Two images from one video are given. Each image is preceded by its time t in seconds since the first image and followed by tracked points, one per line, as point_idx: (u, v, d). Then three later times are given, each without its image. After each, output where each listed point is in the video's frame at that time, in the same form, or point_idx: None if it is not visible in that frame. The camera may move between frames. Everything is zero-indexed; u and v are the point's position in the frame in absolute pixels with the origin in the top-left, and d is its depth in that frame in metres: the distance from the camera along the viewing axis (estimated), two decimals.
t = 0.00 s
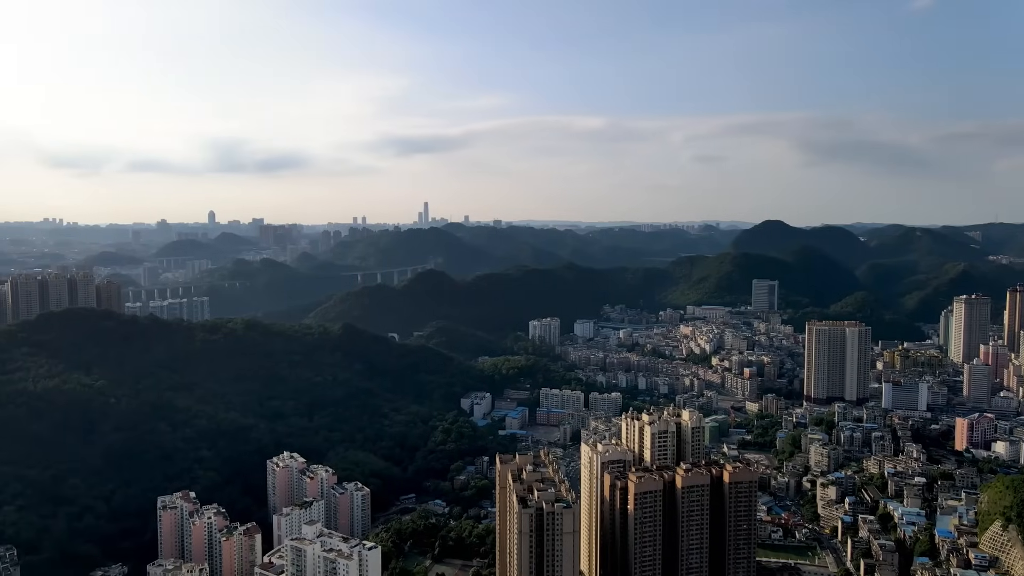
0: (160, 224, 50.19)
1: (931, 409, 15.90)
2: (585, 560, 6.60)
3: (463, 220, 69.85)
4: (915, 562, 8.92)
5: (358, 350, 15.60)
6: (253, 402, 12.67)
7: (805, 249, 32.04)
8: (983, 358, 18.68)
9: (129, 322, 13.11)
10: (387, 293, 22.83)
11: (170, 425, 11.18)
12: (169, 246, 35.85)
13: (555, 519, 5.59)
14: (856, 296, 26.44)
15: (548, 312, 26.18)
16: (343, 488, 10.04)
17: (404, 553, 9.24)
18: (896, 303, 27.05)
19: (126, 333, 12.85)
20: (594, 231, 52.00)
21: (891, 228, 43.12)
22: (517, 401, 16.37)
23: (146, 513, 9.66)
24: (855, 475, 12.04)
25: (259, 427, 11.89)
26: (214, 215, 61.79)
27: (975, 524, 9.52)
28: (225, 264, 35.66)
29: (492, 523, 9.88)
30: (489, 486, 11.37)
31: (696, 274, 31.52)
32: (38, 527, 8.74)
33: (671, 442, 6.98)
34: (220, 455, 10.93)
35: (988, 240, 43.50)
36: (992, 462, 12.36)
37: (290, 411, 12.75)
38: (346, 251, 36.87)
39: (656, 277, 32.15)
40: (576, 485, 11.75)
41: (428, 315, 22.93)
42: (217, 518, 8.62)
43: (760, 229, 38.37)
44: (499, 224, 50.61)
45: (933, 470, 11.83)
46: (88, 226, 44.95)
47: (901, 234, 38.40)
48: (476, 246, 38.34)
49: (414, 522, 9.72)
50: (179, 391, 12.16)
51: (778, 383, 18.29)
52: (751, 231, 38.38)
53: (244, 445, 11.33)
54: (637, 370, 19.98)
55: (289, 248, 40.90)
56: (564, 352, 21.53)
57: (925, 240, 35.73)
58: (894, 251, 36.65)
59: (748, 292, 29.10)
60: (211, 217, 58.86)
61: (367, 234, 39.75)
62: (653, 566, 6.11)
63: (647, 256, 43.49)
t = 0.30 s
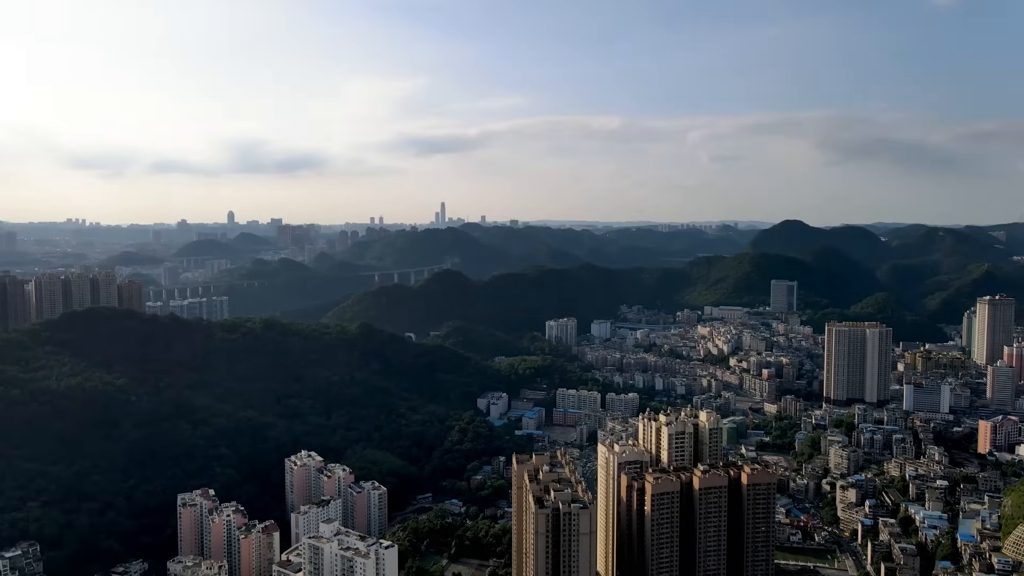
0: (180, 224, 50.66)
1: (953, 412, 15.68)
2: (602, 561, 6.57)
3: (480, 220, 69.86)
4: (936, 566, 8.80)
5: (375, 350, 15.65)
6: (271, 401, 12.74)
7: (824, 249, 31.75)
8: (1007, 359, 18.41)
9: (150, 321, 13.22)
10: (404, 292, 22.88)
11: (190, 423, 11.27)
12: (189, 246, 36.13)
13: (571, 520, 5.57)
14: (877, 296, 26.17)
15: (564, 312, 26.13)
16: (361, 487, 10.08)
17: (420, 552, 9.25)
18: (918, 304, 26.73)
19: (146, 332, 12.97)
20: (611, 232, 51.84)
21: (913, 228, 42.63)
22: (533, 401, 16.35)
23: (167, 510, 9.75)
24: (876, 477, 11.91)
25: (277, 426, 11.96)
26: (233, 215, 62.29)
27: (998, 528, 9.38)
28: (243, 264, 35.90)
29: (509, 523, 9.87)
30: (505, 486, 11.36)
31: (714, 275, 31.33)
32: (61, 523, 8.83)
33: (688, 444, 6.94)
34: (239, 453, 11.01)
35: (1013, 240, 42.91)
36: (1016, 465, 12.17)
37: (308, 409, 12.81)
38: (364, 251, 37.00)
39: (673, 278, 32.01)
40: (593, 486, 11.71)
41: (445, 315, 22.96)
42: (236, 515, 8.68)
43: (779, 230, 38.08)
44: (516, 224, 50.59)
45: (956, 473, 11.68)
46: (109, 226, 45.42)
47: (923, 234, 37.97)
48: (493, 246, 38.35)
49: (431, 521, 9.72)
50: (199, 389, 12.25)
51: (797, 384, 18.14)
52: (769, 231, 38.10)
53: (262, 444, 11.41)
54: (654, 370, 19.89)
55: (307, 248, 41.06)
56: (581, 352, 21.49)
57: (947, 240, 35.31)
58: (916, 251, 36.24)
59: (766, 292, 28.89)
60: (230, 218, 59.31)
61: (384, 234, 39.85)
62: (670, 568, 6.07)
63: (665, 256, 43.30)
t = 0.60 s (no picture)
0: (200, 225, 51.14)
1: (977, 414, 15.42)
2: (618, 562, 6.54)
3: (498, 220, 69.94)
4: (959, 570, 8.68)
5: (393, 349, 15.69)
6: (290, 400, 12.81)
7: (845, 249, 31.44)
8: None
9: (171, 320, 13.33)
10: (422, 292, 22.91)
11: (209, 421, 11.35)
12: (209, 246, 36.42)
13: (588, 520, 5.55)
14: (898, 297, 25.88)
15: (581, 313, 26.06)
16: (378, 486, 10.10)
17: (437, 551, 9.25)
18: (941, 304, 26.38)
19: (167, 330, 13.09)
20: (628, 231, 51.64)
21: (936, 228, 42.09)
22: (550, 401, 16.32)
23: (187, 507, 9.83)
24: (897, 480, 11.76)
25: (295, 424, 12.02)
26: (252, 215, 62.75)
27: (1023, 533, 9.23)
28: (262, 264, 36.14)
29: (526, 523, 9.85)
30: (522, 486, 11.34)
31: (732, 275, 31.12)
32: (83, 519, 8.92)
33: (706, 445, 6.88)
34: (258, 452, 11.07)
35: None
36: None
37: (325, 408, 12.86)
38: (381, 251, 37.12)
39: (691, 278, 31.84)
40: (610, 487, 11.67)
41: (462, 314, 22.96)
42: (255, 513, 8.73)
43: (799, 229, 37.76)
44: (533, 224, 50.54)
45: (979, 477, 11.51)
46: (130, 226, 45.91)
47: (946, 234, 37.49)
48: (510, 246, 38.33)
49: (448, 521, 9.72)
50: (218, 388, 12.35)
51: (817, 385, 17.96)
52: (789, 232, 37.80)
53: (281, 442, 11.47)
54: (672, 371, 19.79)
55: (325, 248, 41.31)
56: (598, 353, 21.43)
57: (970, 240, 34.86)
58: (938, 251, 35.82)
59: (785, 293, 28.66)
60: (249, 218, 59.85)
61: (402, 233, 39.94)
62: (688, 570, 6.02)
63: (682, 256, 43.07)
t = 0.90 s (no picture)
0: (220, 225, 51.60)
1: (1001, 417, 15.11)
2: (636, 564, 6.50)
3: (515, 220, 69.91)
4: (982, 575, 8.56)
5: (410, 348, 15.72)
6: (308, 399, 12.87)
7: (866, 249, 31.10)
8: None
9: (191, 319, 13.44)
10: (439, 292, 22.94)
11: (229, 419, 11.43)
12: (228, 246, 36.70)
13: (605, 521, 5.52)
14: (920, 297, 25.58)
15: (599, 313, 25.98)
16: (395, 485, 10.11)
17: (454, 551, 9.25)
18: (965, 306, 26.01)
19: (187, 329, 13.20)
20: (646, 231, 51.42)
21: (960, 228, 41.53)
22: (567, 401, 16.28)
23: (207, 504, 9.90)
24: (919, 483, 11.61)
25: (314, 423, 12.07)
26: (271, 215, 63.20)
27: None
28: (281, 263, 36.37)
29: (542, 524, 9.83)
30: (539, 486, 11.30)
31: (751, 276, 30.90)
32: (105, 515, 9.01)
33: (724, 446, 6.82)
34: (276, 450, 11.13)
35: None
36: None
37: (343, 408, 12.90)
38: (398, 251, 37.23)
39: (709, 279, 31.66)
40: (627, 488, 11.61)
41: (479, 314, 22.97)
42: (274, 511, 8.78)
43: (819, 230, 37.43)
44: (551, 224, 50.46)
45: (1003, 481, 11.34)
46: (151, 226, 46.39)
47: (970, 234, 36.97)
48: (527, 246, 38.30)
49: (464, 520, 9.71)
50: (238, 387, 12.43)
51: (837, 387, 17.78)
52: (809, 232, 37.47)
53: (299, 440, 11.53)
54: (690, 372, 19.67)
55: (343, 248, 41.48)
56: (616, 353, 21.36)
57: (995, 240, 34.35)
58: (961, 252, 35.35)
59: (805, 293, 28.41)
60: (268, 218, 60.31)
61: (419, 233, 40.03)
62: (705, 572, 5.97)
63: (700, 257, 42.82)
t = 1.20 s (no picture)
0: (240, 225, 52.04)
1: None
2: (653, 565, 6.46)
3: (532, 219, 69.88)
4: None
5: (427, 348, 15.75)
6: (326, 398, 12.92)
7: (887, 250, 30.76)
8: None
9: (211, 319, 13.54)
10: (456, 292, 22.97)
11: (248, 418, 11.50)
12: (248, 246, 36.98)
13: (622, 522, 5.49)
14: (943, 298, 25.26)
15: (616, 313, 25.90)
16: (412, 485, 10.11)
17: (471, 551, 9.23)
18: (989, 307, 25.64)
19: (208, 328, 13.31)
20: (664, 232, 51.19)
21: (984, 228, 40.95)
22: (585, 402, 16.24)
23: (227, 502, 9.96)
24: (942, 487, 11.45)
25: (332, 422, 12.12)
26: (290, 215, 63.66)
27: None
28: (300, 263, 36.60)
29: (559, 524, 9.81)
30: (556, 487, 11.26)
31: (770, 276, 30.67)
32: (127, 512, 9.09)
33: (743, 448, 6.76)
34: (295, 449, 11.19)
35: None
36: None
37: (361, 407, 12.94)
38: (416, 251, 37.32)
39: (728, 279, 31.46)
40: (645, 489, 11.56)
41: (496, 314, 22.98)
42: (292, 509, 8.83)
43: (840, 231, 37.10)
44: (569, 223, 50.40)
45: None
46: (173, 227, 46.86)
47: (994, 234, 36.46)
48: (545, 246, 38.27)
49: (481, 520, 9.68)
50: (257, 386, 12.52)
51: (858, 389, 17.60)
52: (829, 233, 37.13)
53: (318, 439, 11.58)
54: (708, 372, 19.55)
55: (361, 248, 41.70)
56: (633, 354, 21.28)
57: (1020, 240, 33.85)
58: (986, 252, 34.85)
59: (824, 294, 28.15)
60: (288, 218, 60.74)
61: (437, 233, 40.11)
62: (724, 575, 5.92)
63: (719, 257, 42.56)
